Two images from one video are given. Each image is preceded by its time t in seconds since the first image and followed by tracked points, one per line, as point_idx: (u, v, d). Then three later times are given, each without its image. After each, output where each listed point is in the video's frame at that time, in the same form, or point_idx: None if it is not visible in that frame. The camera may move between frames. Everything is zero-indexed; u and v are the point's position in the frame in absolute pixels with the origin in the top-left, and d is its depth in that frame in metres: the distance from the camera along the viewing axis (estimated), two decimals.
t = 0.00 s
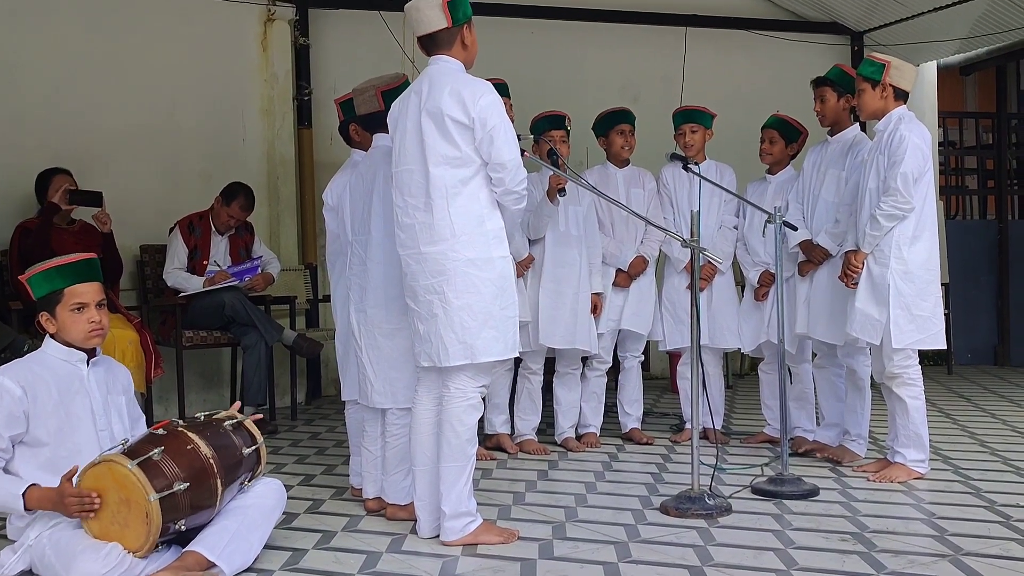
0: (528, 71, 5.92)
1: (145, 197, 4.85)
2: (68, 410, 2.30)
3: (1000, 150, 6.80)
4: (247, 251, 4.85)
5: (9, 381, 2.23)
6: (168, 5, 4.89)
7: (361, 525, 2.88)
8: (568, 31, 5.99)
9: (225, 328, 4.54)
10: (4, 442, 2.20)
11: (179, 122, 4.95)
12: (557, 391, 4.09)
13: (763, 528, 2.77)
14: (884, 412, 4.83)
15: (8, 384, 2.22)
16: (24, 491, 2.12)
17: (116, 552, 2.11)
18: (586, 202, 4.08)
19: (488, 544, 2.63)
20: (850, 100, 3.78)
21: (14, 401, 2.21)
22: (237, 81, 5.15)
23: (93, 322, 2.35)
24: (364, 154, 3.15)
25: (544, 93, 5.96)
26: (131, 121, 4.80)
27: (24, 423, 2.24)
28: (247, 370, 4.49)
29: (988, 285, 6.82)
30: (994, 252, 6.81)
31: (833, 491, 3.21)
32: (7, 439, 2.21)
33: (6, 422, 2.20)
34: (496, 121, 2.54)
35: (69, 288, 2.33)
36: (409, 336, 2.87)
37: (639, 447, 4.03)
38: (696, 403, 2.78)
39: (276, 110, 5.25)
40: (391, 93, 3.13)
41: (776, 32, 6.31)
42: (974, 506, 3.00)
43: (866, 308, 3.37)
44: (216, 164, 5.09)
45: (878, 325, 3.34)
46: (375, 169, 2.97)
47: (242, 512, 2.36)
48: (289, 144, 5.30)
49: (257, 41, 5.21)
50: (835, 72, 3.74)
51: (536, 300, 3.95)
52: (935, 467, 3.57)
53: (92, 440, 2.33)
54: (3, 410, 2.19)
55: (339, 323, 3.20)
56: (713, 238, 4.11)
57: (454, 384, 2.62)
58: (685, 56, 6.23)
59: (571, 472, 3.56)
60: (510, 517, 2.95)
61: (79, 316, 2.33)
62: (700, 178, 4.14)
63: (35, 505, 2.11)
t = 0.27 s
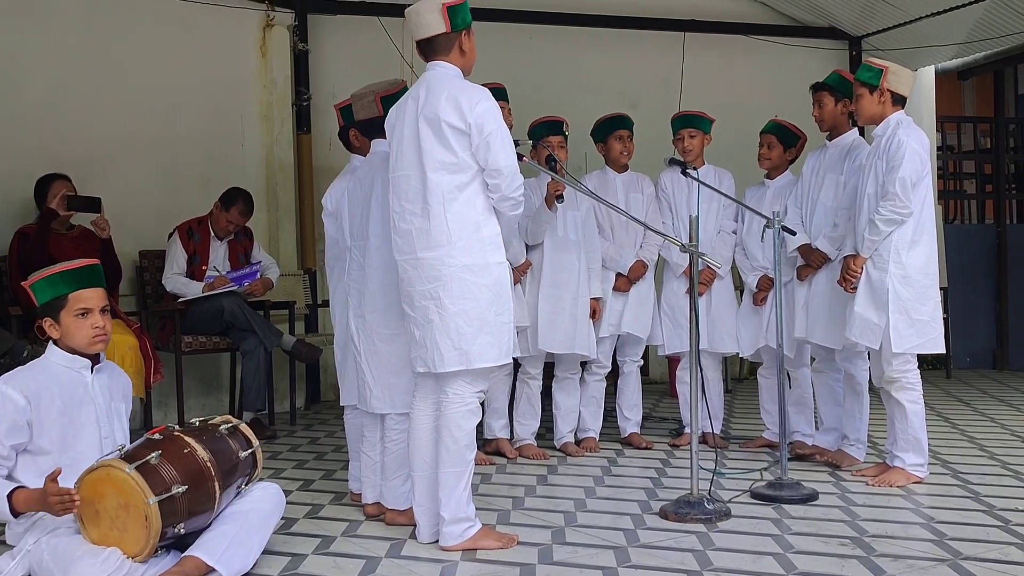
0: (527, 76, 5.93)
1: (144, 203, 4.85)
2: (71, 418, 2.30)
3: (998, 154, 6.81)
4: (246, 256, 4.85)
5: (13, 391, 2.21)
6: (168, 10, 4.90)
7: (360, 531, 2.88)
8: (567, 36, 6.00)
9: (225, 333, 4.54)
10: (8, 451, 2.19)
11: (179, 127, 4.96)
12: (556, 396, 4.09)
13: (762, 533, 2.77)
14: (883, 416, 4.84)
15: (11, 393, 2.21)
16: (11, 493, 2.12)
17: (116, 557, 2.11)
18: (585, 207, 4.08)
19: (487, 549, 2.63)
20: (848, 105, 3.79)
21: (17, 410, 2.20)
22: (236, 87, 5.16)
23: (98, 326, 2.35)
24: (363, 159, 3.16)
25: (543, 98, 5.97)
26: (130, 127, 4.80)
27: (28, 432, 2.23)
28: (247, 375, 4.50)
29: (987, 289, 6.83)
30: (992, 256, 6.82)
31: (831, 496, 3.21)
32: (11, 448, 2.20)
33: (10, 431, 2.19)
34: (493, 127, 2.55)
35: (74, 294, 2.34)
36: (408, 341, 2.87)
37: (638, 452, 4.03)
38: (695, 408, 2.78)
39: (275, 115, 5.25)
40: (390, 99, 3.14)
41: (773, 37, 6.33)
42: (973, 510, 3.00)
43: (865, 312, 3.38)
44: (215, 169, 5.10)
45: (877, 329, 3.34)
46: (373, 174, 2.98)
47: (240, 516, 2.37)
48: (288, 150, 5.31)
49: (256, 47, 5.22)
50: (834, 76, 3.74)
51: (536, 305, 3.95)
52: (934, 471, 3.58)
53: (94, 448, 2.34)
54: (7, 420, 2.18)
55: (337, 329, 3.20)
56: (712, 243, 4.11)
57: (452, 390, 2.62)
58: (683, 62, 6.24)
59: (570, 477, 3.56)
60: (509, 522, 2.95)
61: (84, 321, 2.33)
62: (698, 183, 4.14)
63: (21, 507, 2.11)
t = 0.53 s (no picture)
0: (526, 76, 5.94)
1: (143, 202, 4.85)
2: (73, 416, 2.30)
3: (996, 154, 6.82)
4: (244, 256, 4.85)
5: (18, 386, 2.22)
6: (168, 10, 4.91)
7: (359, 530, 2.88)
8: (566, 36, 6.01)
9: (223, 332, 4.54)
10: (15, 447, 2.18)
11: (178, 127, 4.97)
12: (555, 396, 4.09)
13: (760, 532, 2.77)
14: (882, 416, 4.84)
15: (16, 389, 2.21)
16: (22, 489, 2.09)
17: (117, 557, 2.11)
18: (583, 207, 4.09)
19: (486, 549, 2.63)
20: (846, 106, 3.79)
21: (23, 405, 2.20)
22: (235, 87, 5.17)
23: (100, 328, 2.36)
24: (362, 159, 3.15)
25: (542, 98, 5.97)
26: (129, 127, 4.80)
27: (33, 428, 2.23)
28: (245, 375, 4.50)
29: (985, 290, 6.84)
30: (991, 256, 6.83)
31: (830, 496, 3.21)
32: (17, 443, 2.20)
33: (17, 426, 2.19)
34: (491, 128, 2.56)
35: (76, 295, 2.34)
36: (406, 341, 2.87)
37: (637, 451, 4.04)
38: (693, 408, 2.78)
39: (273, 116, 5.25)
40: (389, 98, 3.14)
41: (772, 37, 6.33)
42: (971, 510, 3.00)
43: (863, 312, 3.38)
44: (214, 169, 5.10)
45: (875, 330, 3.35)
46: (372, 174, 2.98)
47: (239, 515, 2.37)
48: (287, 150, 5.29)
49: (255, 47, 5.22)
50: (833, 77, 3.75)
51: (535, 305, 3.96)
52: (932, 471, 3.58)
53: (95, 446, 2.35)
54: (14, 415, 2.18)
55: (336, 328, 3.20)
56: (711, 243, 4.11)
57: (450, 390, 2.62)
58: (682, 62, 6.24)
59: (569, 477, 3.56)
60: (507, 521, 2.95)
61: (87, 322, 2.34)
62: (697, 183, 4.14)
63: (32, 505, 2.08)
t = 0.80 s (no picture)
0: (525, 75, 5.94)
1: (141, 201, 4.85)
2: (73, 415, 2.30)
3: (995, 153, 6.82)
4: (242, 255, 4.85)
5: (17, 384, 2.22)
6: (167, 9, 4.91)
7: (357, 529, 2.88)
8: (565, 35, 6.01)
9: (221, 331, 4.54)
10: (14, 445, 2.19)
11: (176, 126, 4.96)
12: (553, 395, 4.09)
13: (758, 531, 2.77)
14: (879, 415, 4.84)
15: (15, 387, 2.21)
16: (22, 489, 2.10)
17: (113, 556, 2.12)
18: (581, 205, 4.09)
19: (483, 548, 2.64)
20: (845, 105, 3.79)
21: (22, 404, 2.20)
22: (234, 86, 5.16)
23: (99, 326, 2.35)
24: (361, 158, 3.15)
25: (540, 97, 5.97)
26: (128, 125, 4.80)
27: (32, 426, 2.23)
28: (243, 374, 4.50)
29: (983, 289, 6.84)
30: (989, 256, 6.84)
31: (827, 494, 3.22)
32: (16, 442, 2.20)
33: (15, 424, 2.19)
34: (490, 128, 2.56)
35: (75, 293, 2.34)
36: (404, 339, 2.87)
37: (634, 450, 4.04)
38: (692, 407, 2.78)
39: (272, 114, 5.24)
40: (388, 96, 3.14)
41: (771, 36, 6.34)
42: (968, 509, 3.01)
43: (862, 311, 3.38)
44: (213, 167, 5.10)
45: (873, 329, 3.35)
46: (371, 173, 2.98)
47: (237, 513, 2.37)
48: (285, 148, 5.28)
49: (254, 46, 5.20)
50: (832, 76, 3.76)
51: (533, 304, 3.96)
52: (930, 470, 3.59)
53: (94, 445, 2.34)
54: (13, 414, 2.18)
55: (334, 327, 3.20)
56: (709, 242, 4.11)
57: (448, 388, 2.62)
58: (681, 61, 6.25)
59: (567, 476, 3.56)
60: (505, 520, 2.95)
61: (86, 320, 2.33)
62: (695, 181, 4.15)
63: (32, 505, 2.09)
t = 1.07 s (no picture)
0: (525, 74, 5.94)
1: (141, 200, 4.85)
2: (72, 414, 2.31)
3: (995, 152, 6.82)
4: (242, 253, 4.84)
5: (16, 383, 2.22)
6: (166, 8, 4.90)
7: (357, 528, 2.89)
8: (565, 33, 6.00)
9: (221, 330, 4.54)
10: (11, 444, 2.19)
11: (176, 125, 4.96)
12: (553, 393, 4.09)
13: (758, 530, 2.78)
14: (879, 414, 4.85)
15: (14, 386, 2.21)
16: (19, 489, 2.10)
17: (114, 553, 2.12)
18: (582, 204, 4.09)
19: (483, 546, 2.64)
20: (846, 104, 3.79)
21: (21, 403, 2.20)
22: (234, 84, 5.16)
23: (103, 324, 2.36)
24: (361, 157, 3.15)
25: (540, 96, 5.97)
26: (128, 124, 4.80)
27: (31, 426, 2.23)
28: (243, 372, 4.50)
29: (983, 288, 6.84)
30: (989, 255, 6.84)
31: (827, 493, 3.22)
32: (15, 441, 2.20)
33: (13, 424, 2.19)
34: (491, 126, 2.56)
35: (79, 292, 2.34)
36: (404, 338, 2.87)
37: (634, 449, 4.04)
38: (692, 406, 2.78)
39: (272, 113, 5.24)
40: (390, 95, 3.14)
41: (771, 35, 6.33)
42: (968, 508, 3.01)
43: (861, 310, 3.38)
44: (213, 166, 5.10)
45: (873, 328, 3.35)
46: (372, 172, 2.98)
47: (235, 511, 2.37)
48: (285, 147, 5.28)
49: (254, 45, 5.20)
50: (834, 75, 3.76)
51: (533, 302, 3.96)
52: (929, 468, 3.59)
53: (94, 443, 2.35)
54: (12, 413, 2.18)
55: (334, 325, 3.21)
56: (709, 240, 4.12)
57: (448, 387, 2.62)
58: (681, 60, 6.25)
59: (567, 474, 3.57)
60: (505, 519, 2.95)
61: (91, 319, 2.34)
62: (695, 180, 4.15)
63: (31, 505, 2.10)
